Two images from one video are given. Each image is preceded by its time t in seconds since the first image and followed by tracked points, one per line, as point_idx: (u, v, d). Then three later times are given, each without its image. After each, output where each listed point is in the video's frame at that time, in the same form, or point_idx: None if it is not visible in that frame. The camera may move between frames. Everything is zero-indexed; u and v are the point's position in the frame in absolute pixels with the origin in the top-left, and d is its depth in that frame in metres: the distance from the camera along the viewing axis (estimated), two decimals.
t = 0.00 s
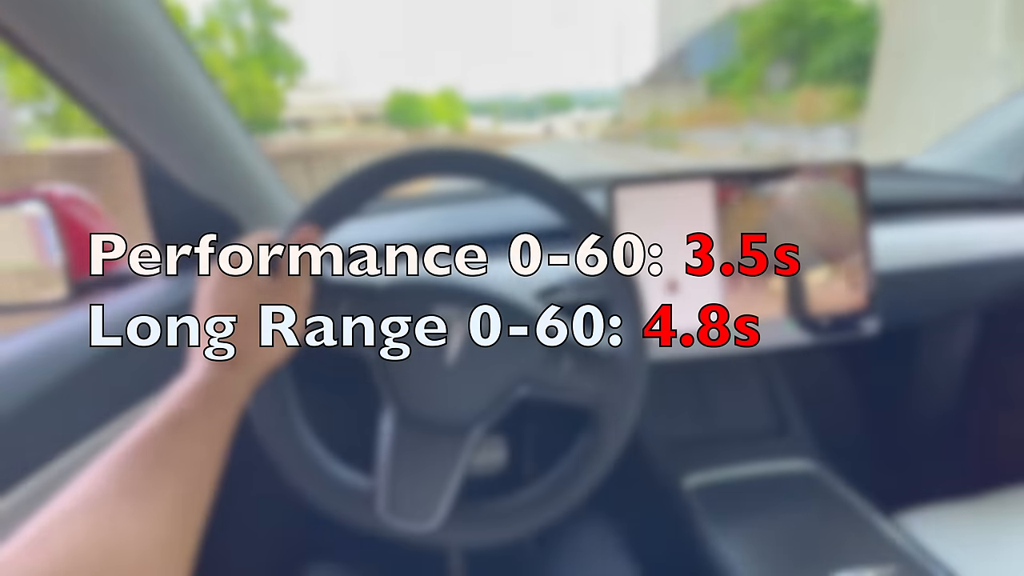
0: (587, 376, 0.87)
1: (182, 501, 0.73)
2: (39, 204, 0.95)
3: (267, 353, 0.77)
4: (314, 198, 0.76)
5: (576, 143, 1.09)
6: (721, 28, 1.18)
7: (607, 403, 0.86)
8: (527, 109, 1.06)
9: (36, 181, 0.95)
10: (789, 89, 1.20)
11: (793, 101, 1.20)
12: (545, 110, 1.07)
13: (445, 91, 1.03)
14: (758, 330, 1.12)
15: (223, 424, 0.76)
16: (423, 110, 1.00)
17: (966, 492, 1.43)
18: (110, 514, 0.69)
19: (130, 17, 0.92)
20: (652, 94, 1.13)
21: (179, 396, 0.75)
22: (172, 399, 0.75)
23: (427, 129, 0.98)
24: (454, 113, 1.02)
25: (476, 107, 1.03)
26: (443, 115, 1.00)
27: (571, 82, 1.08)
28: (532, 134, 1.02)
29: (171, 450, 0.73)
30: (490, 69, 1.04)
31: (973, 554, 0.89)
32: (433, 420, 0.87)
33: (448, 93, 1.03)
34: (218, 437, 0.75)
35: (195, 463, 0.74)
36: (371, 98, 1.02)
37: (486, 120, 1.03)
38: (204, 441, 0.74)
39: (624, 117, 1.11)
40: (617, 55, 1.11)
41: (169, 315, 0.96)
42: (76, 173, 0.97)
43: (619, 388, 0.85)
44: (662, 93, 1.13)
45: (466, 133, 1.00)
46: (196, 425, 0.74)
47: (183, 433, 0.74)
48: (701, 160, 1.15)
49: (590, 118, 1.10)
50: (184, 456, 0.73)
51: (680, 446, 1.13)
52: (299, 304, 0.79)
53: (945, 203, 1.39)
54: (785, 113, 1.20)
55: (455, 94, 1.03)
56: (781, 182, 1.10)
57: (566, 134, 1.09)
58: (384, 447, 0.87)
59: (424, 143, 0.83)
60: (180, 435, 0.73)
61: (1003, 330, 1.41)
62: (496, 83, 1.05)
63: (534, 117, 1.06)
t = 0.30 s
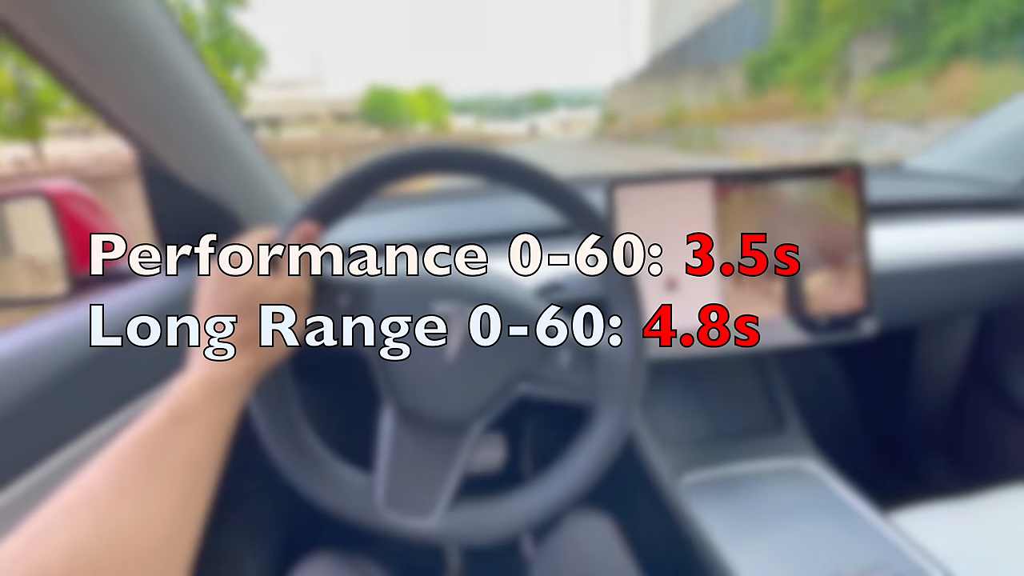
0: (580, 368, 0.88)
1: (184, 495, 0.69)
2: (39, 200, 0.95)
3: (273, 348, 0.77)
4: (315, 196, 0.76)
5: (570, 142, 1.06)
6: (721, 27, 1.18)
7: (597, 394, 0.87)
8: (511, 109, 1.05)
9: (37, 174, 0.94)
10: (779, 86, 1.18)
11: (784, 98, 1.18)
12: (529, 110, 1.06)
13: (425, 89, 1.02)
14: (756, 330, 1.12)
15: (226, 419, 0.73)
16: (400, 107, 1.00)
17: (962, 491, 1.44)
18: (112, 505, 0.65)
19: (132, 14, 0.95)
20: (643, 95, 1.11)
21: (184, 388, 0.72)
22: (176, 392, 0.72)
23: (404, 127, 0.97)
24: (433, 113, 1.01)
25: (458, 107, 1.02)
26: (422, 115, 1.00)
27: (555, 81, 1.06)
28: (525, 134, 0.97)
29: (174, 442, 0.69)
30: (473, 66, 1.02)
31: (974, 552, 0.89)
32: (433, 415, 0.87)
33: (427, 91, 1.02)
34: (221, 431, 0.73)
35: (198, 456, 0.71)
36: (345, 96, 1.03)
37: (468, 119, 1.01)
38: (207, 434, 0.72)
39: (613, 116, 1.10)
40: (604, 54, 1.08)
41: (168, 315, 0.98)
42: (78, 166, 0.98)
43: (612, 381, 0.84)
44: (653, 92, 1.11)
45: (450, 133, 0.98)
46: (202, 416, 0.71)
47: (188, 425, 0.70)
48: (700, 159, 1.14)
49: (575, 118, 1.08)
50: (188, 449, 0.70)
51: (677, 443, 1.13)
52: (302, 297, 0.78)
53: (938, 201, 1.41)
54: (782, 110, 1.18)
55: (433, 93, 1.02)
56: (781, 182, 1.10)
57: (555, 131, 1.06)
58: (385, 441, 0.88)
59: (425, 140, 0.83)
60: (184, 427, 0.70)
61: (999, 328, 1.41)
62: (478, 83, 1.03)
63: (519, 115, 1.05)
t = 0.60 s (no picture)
0: (581, 364, 0.88)
1: (189, 499, 0.71)
2: (44, 199, 0.97)
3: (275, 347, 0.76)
4: (315, 195, 0.76)
5: (564, 143, 1.02)
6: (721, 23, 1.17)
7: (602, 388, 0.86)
8: (495, 106, 1.03)
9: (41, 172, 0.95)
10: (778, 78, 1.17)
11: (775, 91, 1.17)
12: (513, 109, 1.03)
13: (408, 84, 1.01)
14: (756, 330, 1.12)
15: (229, 423, 0.74)
16: (378, 104, 1.00)
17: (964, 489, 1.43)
18: (119, 513, 0.67)
19: (138, 18, 0.96)
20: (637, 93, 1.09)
21: (187, 393, 0.72)
22: (180, 397, 0.72)
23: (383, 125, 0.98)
24: (417, 109, 1.01)
25: (441, 104, 1.01)
26: (404, 111, 1.00)
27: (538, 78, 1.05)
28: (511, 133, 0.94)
29: (179, 447, 0.71)
30: (450, 66, 1.01)
31: (976, 550, 0.89)
32: (439, 411, 0.87)
33: (410, 87, 1.01)
34: (224, 435, 0.73)
35: (202, 461, 0.72)
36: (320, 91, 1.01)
37: (452, 116, 0.99)
38: (211, 439, 0.72)
39: (602, 116, 1.08)
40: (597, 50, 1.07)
41: (168, 315, 0.96)
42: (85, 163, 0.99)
43: (614, 377, 0.84)
44: (643, 89, 1.09)
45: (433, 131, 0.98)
46: (205, 422, 0.72)
47: (192, 431, 0.71)
48: (703, 158, 1.14)
49: (565, 116, 1.07)
50: (192, 453, 0.71)
51: (681, 441, 1.11)
52: (302, 298, 0.77)
53: (944, 201, 1.40)
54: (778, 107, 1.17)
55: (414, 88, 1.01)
56: (783, 180, 1.09)
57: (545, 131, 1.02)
58: (393, 439, 0.88)
59: (427, 139, 0.82)
60: (189, 433, 0.71)
61: (1001, 326, 1.40)
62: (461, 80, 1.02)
63: (503, 114, 1.02)
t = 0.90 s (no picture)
0: (582, 353, 0.88)
1: (192, 509, 0.71)
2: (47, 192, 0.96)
3: (278, 352, 0.77)
4: (314, 193, 0.76)
5: (561, 139, 1.02)
6: (721, 20, 1.18)
7: (603, 377, 0.86)
8: (483, 103, 1.07)
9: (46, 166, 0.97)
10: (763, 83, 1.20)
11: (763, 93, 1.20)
12: (503, 106, 1.06)
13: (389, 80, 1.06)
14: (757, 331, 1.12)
15: (234, 430, 0.74)
16: (354, 99, 1.05)
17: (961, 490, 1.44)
18: (123, 523, 0.66)
19: (149, 20, 0.96)
20: (623, 94, 1.13)
21: (190, 404, 0.71)
22: (182, 408, 0.71)
23: (358, 121, 1.03)
24: (398, 106, 1.05)
25: (422, 100, 1.05)
26: (382, 109, 1.04)
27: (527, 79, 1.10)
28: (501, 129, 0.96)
29: (185, 456, 0.71)
30: (439, 69, 1.06)
31: (971, 551, 0.89)
32: (440, 408, 0.87)
33: (393, 83, 1.06)
34: (228, 443, 0.74)
35: (205, 470, 0.73)
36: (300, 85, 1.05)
37: (436, 115, 1.01)
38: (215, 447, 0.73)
39: (591, 115, 1.11)
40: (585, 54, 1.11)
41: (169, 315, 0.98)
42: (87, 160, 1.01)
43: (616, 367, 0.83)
44: (630, 92, 1.14)
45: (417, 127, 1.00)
46: (209, 432, 0.72)
47: (197, 441, 0.71)
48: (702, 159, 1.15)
49: (555, 112, 1.09)
50: (195, 463, 0.72)
51: (679, 439, 1.12)
52: (298, 304, 0.77)
53: (947, 202, 1.42)
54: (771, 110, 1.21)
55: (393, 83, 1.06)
56: (784, 180, 1.09)
57: (540, 122, 1.05)
58: (404, 437, 0.89)
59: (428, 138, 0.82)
60: (195, 441, 0.71)
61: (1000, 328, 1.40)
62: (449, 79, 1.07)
63: (491, 111, 1.05)
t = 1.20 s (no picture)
0: (575, 359, 0.88)
1: (182, 503, 0.70)
2: (41, 191, 0.96)
3: (270, 349, 0.76)
4: (311, 192, 0.76)
5: (552, 139, 1.03)
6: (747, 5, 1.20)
7: (596, 388, 0.86)
8: (471, 103, 1.06)
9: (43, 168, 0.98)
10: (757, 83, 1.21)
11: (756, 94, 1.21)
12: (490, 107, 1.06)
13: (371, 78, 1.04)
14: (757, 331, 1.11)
15: (225, 426, 0.73)
16: (326, 96, 1.02)
17: (960, 491, 1.43)
18: (112, 516, 0.65)
19: (145, 24, 0.97)
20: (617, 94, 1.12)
21: (182, 397, 0.71)
22: (173, 403, 0.70)
23: (333, 124, 1.02)
24: (382, 105, 1.04)
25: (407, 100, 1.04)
26: (364, 109, 1.03)
27: (515, 79, 1.09)
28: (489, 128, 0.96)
29: (176, 448, 0.70)
30: (426, 70, 1.05)
31: (968, 553, 0.89)
32: (434, 410, 0.87)
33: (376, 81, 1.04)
34: (219, 439, 0.73)
35: (196, 465, 0.71)
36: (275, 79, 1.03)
37: (423, 114, 1.02)
38: (208, 442, 0.72)
39: (583, 115, 1.12)
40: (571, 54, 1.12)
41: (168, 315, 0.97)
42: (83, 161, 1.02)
43: (611, 371, 0.83)
44: (629, 90, 1.13)
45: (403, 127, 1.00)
46: (199, 426, 0.71)
47: (187, 435, 0.70)
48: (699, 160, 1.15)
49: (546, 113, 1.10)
50: (187, 457, 0.70)
51: (675, 441, 1.11)
52: (296, 302, 0.77)
53: (949, 203, 1.42)
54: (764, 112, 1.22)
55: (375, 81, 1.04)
56: (781, 181, 1.09)
57: (532, 122, 1.04)
58: (393, 439, 0.88)
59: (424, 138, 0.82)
60: (186, 434, 0.70)
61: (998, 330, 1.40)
62: (435, 79, 1.06)
63: (481, 112, 1.04)
